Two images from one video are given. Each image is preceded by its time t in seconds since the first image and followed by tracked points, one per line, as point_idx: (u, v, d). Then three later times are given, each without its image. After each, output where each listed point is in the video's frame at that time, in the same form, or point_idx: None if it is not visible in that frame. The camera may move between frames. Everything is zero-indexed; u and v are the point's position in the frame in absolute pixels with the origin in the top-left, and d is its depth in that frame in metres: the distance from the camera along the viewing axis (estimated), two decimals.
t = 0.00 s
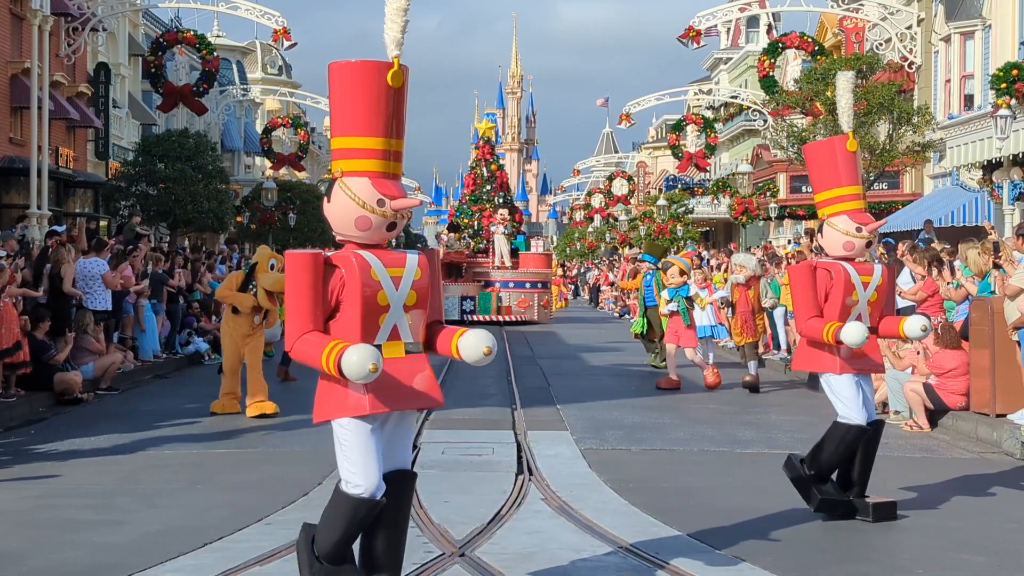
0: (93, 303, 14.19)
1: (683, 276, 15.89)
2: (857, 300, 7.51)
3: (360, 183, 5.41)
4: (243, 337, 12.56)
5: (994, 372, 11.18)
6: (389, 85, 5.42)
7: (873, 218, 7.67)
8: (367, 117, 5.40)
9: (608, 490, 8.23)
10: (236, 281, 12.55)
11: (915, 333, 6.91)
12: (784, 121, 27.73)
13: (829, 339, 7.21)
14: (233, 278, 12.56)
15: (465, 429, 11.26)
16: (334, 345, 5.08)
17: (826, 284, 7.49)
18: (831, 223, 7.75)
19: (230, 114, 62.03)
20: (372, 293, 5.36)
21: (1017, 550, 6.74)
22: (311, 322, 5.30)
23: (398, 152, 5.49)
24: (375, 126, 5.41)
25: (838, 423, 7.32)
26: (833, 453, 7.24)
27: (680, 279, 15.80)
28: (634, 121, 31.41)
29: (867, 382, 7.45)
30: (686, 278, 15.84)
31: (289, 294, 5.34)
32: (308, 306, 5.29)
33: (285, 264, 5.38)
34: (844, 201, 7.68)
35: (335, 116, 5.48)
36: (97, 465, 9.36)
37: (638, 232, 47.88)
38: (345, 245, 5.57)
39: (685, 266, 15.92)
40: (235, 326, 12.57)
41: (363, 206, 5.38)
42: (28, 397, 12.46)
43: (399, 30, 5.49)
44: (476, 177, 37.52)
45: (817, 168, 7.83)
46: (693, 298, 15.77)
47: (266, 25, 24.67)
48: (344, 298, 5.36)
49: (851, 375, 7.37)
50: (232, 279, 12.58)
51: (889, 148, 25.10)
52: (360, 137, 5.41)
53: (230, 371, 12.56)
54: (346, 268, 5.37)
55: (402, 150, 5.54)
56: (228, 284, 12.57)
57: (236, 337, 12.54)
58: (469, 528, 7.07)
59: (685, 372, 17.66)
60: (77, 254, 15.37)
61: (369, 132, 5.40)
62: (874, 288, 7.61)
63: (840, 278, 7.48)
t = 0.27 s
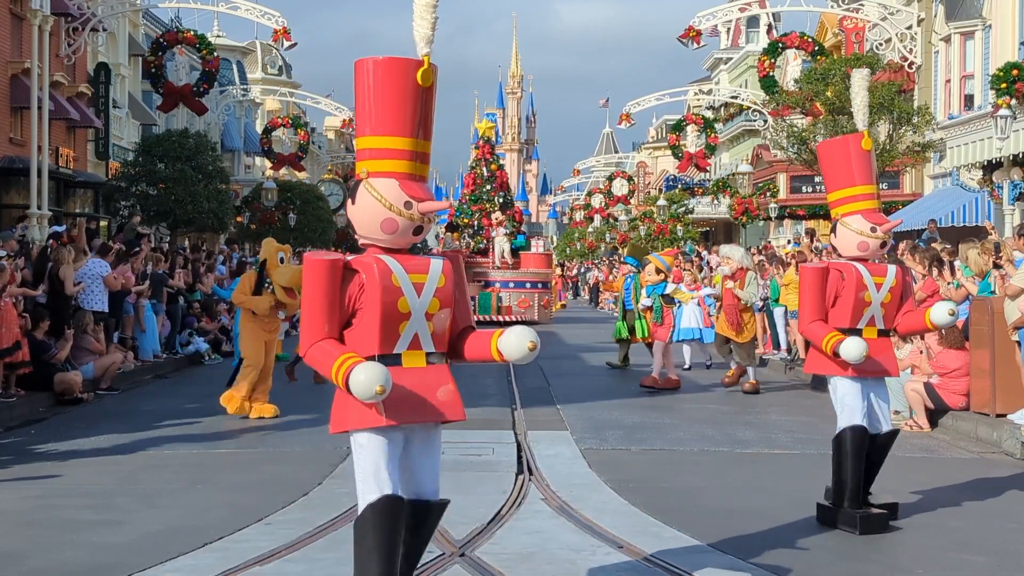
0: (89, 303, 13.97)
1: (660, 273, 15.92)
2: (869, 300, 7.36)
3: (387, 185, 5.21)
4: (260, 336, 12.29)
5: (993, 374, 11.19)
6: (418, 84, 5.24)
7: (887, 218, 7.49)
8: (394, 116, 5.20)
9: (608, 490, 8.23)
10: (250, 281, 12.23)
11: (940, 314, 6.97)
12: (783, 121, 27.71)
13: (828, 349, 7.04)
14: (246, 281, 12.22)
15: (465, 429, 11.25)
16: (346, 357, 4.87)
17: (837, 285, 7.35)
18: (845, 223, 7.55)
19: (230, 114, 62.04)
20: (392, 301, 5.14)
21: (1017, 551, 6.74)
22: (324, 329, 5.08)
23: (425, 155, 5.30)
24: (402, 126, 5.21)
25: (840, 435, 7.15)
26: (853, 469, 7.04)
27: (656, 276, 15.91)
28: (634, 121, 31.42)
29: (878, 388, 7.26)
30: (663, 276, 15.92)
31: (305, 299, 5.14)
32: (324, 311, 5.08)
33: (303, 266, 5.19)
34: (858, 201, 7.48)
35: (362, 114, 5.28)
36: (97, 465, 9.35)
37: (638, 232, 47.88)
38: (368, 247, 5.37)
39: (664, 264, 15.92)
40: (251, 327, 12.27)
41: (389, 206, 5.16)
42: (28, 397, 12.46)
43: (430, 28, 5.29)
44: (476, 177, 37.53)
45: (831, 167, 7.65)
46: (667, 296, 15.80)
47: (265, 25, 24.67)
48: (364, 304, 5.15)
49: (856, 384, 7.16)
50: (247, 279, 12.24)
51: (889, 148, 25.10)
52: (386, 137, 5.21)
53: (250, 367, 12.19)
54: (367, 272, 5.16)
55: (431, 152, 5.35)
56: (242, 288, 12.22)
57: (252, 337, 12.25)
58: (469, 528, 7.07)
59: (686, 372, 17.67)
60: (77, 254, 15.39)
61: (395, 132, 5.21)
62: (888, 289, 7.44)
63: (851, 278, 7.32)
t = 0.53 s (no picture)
0: (87, 301, 13.76)
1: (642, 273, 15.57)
2: (890, 298, 7.30)
3: (418, 175, 5.11)
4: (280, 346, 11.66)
5: (993, 373, 11.19)
6: (455, 73, 5.13)
7: (906, 215, 7.44)
8: (429, 106, 5.09)
9: (608, 490, 8.24)
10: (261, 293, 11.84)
11: (932, 341, 6.48)
12: (783, 121, 27.69)
13: (889, 326, 6.88)
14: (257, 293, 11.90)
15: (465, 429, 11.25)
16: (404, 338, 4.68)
17: (860, 281, 7.26)
18: (863, 220, 7.49)
19: (230, 115, 62.01)
20: (422, 297, 5.00)
21: (1017, 550, 6.73)
22: (369, 318, 4.89)
23: (456, 147, 5.19)
24: (437, 117, 5.11)
25: (841, 436, 7.10)
26: (852, 468, 7.02)
27: (637, 276, 15.53)
28: (634, 121, 31.45)
29: (887, 385, 7.21)
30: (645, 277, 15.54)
31: (342, 288, 4.96)
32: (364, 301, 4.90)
33: (331, 258, 5.03)
34: (876, 198, 7.44)
35: (394, 103, 5.17)
36: (97, 465, 9.35)
37: (638, 232, 47.87)
38: (395, 240, 5.24)
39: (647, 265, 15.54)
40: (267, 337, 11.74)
41: (421, 199, 5.05)
42: (28, 397, 12.45)
43: (468, 18, 5.27)
44: (476, 177, 37.53)
45: (846, 164, 7.59)
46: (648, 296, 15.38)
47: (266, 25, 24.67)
48: (396, 298, 5.00)
49: (866, 383, 7.16)
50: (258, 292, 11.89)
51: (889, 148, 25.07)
52: (420, 128, 5.10)
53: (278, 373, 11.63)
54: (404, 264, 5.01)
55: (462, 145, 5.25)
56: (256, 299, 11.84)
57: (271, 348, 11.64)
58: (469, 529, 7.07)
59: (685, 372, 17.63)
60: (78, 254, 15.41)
61: (428, 122, 5.10)
62: (906, 288, 7.37)
63: (874, 275, 7.25)
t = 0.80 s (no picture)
0: (83, 301, 13.72)
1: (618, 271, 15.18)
2: (918, 299, 7.15)
3: (460, 176, 4.83)
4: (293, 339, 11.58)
5: (993, 375, 11.19)
6: (494, 67, 4.86)
7: (932, 218, 7.21)
8: (470, 101, 4.82)
9: (608, 490, 8.23)
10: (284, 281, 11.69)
11: (954, 348, 6.27)
12: (783, 121, 27.70)
13: (924, 328, 6.67)
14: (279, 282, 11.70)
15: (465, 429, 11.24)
16: (452, 345, 4.44)
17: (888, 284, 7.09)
18: (886, 221, 7.27)
19: (230, 115, 62.03)
20: (473, 301, 4.76)
21: (1017, 551, 6.73)
22: (415, 327, 4.63)
23: (495, 143, 4.91)
24: (476, 113, 4.83)
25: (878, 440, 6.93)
26: (874, 474, 6.88)
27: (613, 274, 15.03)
28: (634, 121, 31.47)
29: (924, 394, 7.00)
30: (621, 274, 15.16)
31: (386, 295, 4.68)
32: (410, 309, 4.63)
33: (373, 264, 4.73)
34: (901, 199, 7.20)
35: (429, 101, 4.90)
36: (97, 464, 9.35)
37: (638, 232, 47.90)
38: (435, 244, 4.96)
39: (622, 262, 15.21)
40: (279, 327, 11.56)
41: (466, 199, 4.77)
42: (28, 397, 12.45)
43: (506, 10, 5.25)
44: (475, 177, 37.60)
45: (868, 163, 7.35)
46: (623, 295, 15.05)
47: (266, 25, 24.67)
48: (443, 304, 4.75)
49: (902, 386, 6.94)
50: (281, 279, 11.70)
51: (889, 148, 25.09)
52: (460, 125, 4.83)
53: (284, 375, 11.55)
54: (451, 267, 4.75)
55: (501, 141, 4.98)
56: (278, 287, 11.65)
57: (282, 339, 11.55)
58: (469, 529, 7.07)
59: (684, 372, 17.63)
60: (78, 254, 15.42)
61: (468, 120, 4.82)
62: (934, 288, 7.24)
63: (902, 276, 7.07)
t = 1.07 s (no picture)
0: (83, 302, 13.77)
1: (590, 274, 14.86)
2: (936, 299, 6.92)
3: (500, 172, 4.83)
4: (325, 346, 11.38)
5: (993, 376, 11.20)
6: (533, 55, 4.86)
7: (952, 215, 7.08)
8: (509, 95, 4.83)
9: (608, 490, 8.24)
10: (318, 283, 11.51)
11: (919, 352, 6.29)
12: (783, 121, 27.69)
13: (898, 350, 6.57)
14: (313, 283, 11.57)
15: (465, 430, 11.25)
16: (452, 361, 4.49)
17: (901, 287, 6.88)
18: (907, 218, 7.16)
19: (230, 115, 62.01)
20: (509, 302, 4.75)
21: (1017, 551, 6.73)
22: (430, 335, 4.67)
23: (536, 136, 4.92)
24: (513, 106, 4.83)
25: (916, 437, 6.80)
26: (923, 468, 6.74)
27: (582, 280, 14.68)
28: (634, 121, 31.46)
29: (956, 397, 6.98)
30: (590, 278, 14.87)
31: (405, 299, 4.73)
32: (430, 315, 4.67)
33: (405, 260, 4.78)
34: (921, 195, 7.07)
35: (466, 97, 4.91)
36: (97, 465, 9.36)
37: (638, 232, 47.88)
38: (477, 240, 4.99)
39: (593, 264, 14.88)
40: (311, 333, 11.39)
41: (506, 196, 4.78)
42: (28, 398, 12.45)
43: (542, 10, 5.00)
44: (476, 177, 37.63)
45: (887, 158, 7.21)
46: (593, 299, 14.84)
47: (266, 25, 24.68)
48: (475, 304, 4.77)
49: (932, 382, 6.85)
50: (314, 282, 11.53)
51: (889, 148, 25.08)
52: (499, 119, 4.84)
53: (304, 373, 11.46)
54: (483, 268, 4.76)
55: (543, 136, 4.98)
56: (309, 289, 11.49)
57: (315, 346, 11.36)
58: (469, 529, 7.07)
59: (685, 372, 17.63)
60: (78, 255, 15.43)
61: (505, 113, 4.83)
62: (954, 288, 7.00)
63: (918, 277, 6.85)
